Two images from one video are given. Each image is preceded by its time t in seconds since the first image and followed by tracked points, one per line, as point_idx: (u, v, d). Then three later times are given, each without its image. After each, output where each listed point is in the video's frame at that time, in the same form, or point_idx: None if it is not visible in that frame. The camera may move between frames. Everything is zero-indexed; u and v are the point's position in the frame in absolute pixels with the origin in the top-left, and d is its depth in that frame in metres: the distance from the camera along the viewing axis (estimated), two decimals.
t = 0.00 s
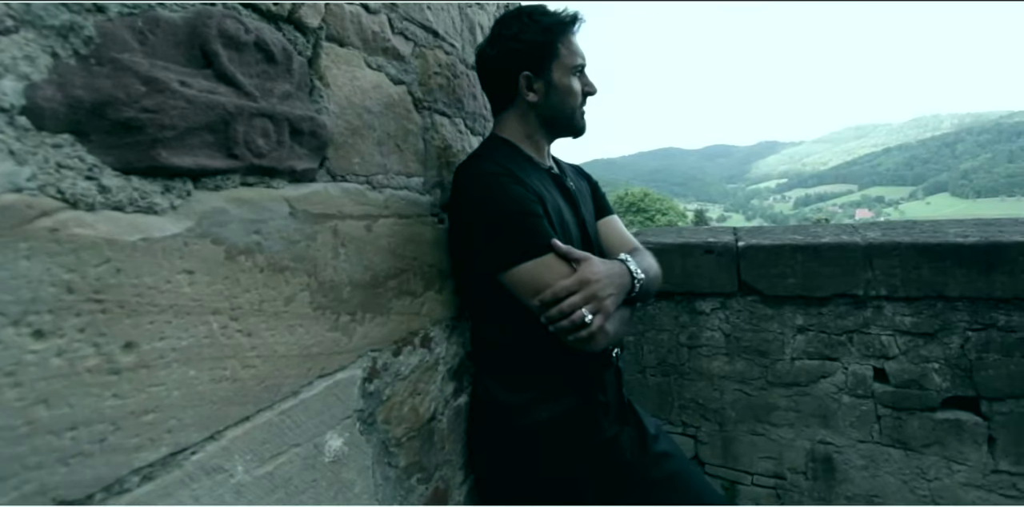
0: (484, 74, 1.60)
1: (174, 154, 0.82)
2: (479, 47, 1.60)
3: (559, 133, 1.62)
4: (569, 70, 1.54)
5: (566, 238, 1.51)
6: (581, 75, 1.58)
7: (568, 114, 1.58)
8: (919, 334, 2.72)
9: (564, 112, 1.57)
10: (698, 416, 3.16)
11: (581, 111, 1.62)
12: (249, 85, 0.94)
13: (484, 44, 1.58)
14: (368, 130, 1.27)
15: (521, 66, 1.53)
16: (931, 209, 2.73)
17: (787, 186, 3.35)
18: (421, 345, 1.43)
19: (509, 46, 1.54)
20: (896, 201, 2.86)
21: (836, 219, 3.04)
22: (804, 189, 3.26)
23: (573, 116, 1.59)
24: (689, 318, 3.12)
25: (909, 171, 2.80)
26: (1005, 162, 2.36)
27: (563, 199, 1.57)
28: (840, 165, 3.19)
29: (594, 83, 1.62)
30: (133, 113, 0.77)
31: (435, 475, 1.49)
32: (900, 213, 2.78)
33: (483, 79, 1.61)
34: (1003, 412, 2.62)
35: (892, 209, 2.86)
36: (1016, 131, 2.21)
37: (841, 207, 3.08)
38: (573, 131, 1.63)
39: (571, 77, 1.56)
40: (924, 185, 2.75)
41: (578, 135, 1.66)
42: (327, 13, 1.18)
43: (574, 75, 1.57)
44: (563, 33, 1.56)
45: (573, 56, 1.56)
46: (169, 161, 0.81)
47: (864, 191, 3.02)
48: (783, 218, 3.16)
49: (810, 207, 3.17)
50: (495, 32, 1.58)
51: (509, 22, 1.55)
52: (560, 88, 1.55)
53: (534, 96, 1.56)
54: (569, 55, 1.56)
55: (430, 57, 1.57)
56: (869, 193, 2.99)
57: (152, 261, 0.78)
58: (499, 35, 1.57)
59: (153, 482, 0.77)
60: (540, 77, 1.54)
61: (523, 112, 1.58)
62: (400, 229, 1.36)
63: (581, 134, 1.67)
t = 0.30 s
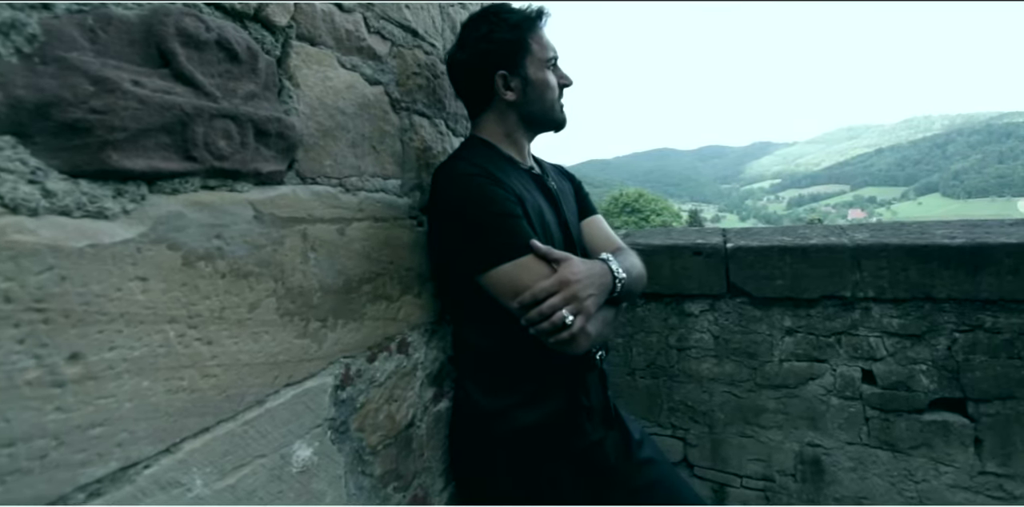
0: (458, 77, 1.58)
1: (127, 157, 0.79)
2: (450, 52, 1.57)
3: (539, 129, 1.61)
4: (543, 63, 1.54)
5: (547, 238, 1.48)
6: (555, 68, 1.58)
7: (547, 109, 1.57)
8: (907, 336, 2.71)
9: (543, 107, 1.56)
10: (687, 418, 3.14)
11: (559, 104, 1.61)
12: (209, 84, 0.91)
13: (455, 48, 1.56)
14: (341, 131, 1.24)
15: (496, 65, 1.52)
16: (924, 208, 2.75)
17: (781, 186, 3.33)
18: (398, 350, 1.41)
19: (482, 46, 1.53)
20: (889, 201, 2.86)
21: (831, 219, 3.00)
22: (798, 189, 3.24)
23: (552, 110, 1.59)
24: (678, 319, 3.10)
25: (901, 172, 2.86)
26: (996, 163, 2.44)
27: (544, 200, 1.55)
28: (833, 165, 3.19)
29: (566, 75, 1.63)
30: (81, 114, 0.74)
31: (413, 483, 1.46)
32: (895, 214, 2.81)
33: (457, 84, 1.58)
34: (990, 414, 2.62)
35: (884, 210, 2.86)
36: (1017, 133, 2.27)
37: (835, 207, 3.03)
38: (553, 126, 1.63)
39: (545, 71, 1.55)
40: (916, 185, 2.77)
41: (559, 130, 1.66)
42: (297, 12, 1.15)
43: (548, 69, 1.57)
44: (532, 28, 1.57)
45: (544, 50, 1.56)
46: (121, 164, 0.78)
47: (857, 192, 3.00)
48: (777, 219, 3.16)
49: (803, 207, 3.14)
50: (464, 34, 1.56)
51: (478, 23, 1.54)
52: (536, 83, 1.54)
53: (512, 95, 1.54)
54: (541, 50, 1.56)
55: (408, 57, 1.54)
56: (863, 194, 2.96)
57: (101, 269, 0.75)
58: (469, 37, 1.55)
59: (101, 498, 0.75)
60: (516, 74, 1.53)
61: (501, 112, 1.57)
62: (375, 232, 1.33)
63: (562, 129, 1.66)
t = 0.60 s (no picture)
0: (439, 81, 1.57)
1: (89, 161, 0.77)
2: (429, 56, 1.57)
3: (523, 128, 1.61)
4: (522, 61, 1.55)
5: (532, 241, 1.47)
6: (535, 65, 1.59)
7: (529, 107, 1.57)
8: (898, 337, 2.71)
9: (525, 106, 1.56)
10: (679, 420, 3.14)
11: (542, 101, 1.61)
12: (179, 86, 0.89)
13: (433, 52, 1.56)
14: (320, 134, 1.22)
15: (476, 66, 1.52)
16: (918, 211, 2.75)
17: (777, 187, 3.31)
18: (380, 356, 1.39)
19: (460, 48, 1.52)
20: (883, 202, 2.85)
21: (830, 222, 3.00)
22: (793, 189, 3.22)
23: (535, 108, 1.58)
24: (670, 321, 3.10)
25: (896, 173, 2.82)
26: (988, 163, 2.50)
27: (529, 203, 1.54)
28: (828, 166, 3.18)
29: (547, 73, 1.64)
30: (39, 116, 0.72)
31: (395, 490, 1.44)
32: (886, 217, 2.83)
33: (438, 87, 1.58)
34: (980, 415, 2.62)
35: (879, 212, 2.84)
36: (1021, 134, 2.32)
37: (829, 208, 3.05)
38: (538, 124, 1.62)
39: (526, 69, 1.55)
40: (910, 186, 2.74)
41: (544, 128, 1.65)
42: (273, 11, 1.12)
43: (528, 67, 1.57)
44: (509, 28, 1.57)
45: (523, 49, 1.57)
46: (83, 168, 0.76)
47: (852, 191, 2.99)
48: (773, 219, 3.18)
49: (800, 208, 3.14)
50: (441, 38, 1.56)
51: (455, 25, 1.55)
52: (517, 82, 1.54)
53: (494, 95, 1.54)
54: (519, 48, 1.56)
55: (392, 58, 1.53)
56: (858, 193, 2.95)
57: (61, 276, 0.72)
58: (446, 40, 1.54)
59: None
60: (496, 73, 1.53)
61: (483, 113, 1.57)
62: (356, 236, 1.31)
63: (546, 127, 1.66)
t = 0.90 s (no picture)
0: (422, 84, 1.57)
1: (59, 165, 0.75)
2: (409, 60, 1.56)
3: (509, 127, 1.61)
4: (503, 59, 1.54)
5: (520, 244, 1.46)
6: (516, 62, 1.59)
7: (514, 104, 1.56)
8: (891, 339, 2.71)
9: (509, 103, 1.55)
10: (674, 422, 3.13)
11: (526, 98, 1.61)
12: (154, 88, 0.87)
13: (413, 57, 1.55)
14: (304, 136, 1.21)
15: (457, 66, 1.52)
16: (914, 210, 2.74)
17: (774, 187, 3.25)
18: (367, 360, 1.37)
19: (440, 49, 1.52)
20: (879, 201, 2.83)
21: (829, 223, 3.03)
22: (790, 189, 3.17)
23: (519, 105, 1.58)
24: (664, 323, 3.09)
25: (892, 174, 2.82)
26: (983, 164, 2.53)
27: (516, 205, 1.53)
28: (823, 166, 3.12)
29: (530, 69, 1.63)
30: (6, 119, 0.70)
31: (382, 496, 1.43)
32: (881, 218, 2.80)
33: (421, 92, 1.58)
34: (974, 417, 2.61)
35: (875, 212, 2.83)
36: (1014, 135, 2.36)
37: (825, 208, 3.01)
38: (524, 122, 1.62)
39: (507, 66, 1.55)
40: (905, 186, 2.74)
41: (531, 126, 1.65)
42: (254, 12, 1.11)
43: (510, 64, 1.57)
44: (487, 27, 1.58)
45: (503, 46, 1.57)
46: (52, 173, 0.74)
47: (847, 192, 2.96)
48: (770, 219, 3.17)
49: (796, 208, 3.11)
50: (419, 41, 1.55)
51: (433, 28, 1.55)
52: (499, 80, 1.54)
53: (476, 94, 1.54)
54: (499, 46, 1.56)
55: (380, 59, 1.51)
56: (852, 193, 2.93)
57: (27, 283, 0.70)
58: (424, 44, 1.53)
59: None
60: (477, 73, 1.53)
61: (467, 113, 1.57)
62: (342, 239, 1.29)
63: (533, 124, 1.65)
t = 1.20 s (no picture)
0: (412, 86, 1.56)
1: (42, 170, 0.74)
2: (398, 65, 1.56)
3: (501, 126, 1.59)
4: (490, 58, 1.53)
5: (513, 245, 1.45)
6: (505, 61, 1.57)
7: (504, 103, 1.55)
8: (888, 341, 2.70)
9: (500, 102, 1.54)
10: (670, 423, 3.12)
11: (517, 97, 1.59)
12: (140, 92, 0.86)
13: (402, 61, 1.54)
14: (295, 139, 1.20)
15: (445, 68, 1.51)
16: (912, 210, 2.73)
17: (773, 187, 3.29)
18: (359, 364, 1.36)
19: (428, 51, 1.52)
20: (877, 202, 2.86)
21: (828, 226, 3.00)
22: (788, 190, 3.21)
23: (510, 104, 1.56)
24: (661, 325, 3.08)
25: (889, 174, 2.84)
26: (981, 164, 2.54)
27: (510, 207, 1.52)
28: (821, 166, 3.18)
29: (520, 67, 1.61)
30: None
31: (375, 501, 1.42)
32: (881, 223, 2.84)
33: (412, 95, 1.58)
34: (970, 419, 2.61)
35: (874, 212, 2.86)
36: (1011, 136, 2.39)
37: (823, 208, 3.03)
38: (516, 120, 1.60)
39: (495, 65, 1.54)
40: (903, 186, 2.76)
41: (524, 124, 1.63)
42: (245, 14, 1.10)
43: (498, 63, 1.55)
44: (474, 27, 1.57)
45: (491, 45, 1.56)
46: (35, 178, 0.73)
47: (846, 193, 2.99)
48: (768, 219, 3.17)
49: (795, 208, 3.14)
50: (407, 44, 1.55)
51: (420, 30, 1.54)
52: (488, 80, 1.53)
53: (466, 94, 1.53)
54: (487, 45, 1.56)
55: (373, 61, 1.51)
56: (852, 193, 2.96)
57: (9, 289, 0.69)
58: (411, 47, 1.53)
59: None
60: (466, 73, 1.53)
61: (458, 114, 1.57)
62: (333, 243, 1.28)
63: (526, 122, 1.64)
